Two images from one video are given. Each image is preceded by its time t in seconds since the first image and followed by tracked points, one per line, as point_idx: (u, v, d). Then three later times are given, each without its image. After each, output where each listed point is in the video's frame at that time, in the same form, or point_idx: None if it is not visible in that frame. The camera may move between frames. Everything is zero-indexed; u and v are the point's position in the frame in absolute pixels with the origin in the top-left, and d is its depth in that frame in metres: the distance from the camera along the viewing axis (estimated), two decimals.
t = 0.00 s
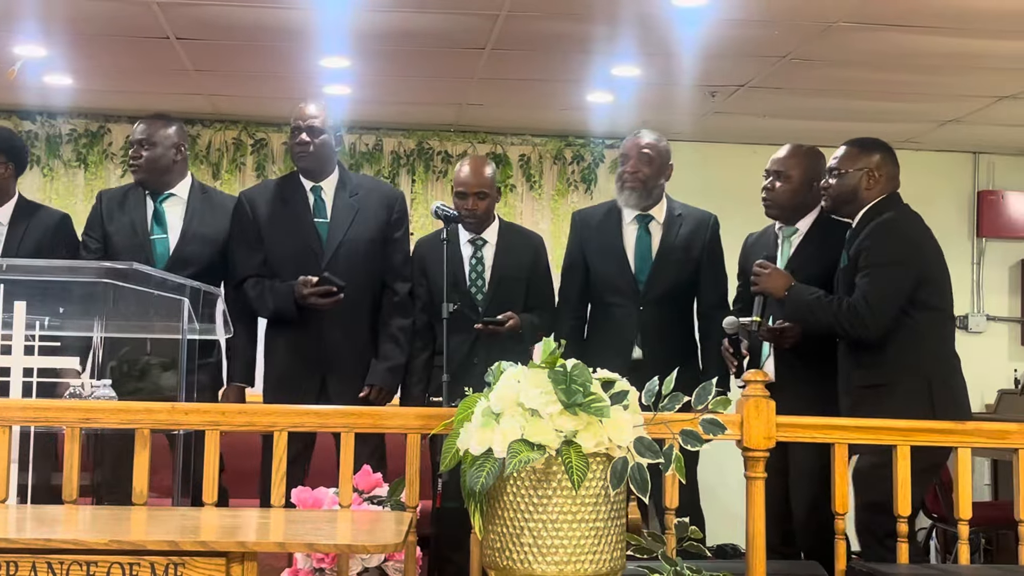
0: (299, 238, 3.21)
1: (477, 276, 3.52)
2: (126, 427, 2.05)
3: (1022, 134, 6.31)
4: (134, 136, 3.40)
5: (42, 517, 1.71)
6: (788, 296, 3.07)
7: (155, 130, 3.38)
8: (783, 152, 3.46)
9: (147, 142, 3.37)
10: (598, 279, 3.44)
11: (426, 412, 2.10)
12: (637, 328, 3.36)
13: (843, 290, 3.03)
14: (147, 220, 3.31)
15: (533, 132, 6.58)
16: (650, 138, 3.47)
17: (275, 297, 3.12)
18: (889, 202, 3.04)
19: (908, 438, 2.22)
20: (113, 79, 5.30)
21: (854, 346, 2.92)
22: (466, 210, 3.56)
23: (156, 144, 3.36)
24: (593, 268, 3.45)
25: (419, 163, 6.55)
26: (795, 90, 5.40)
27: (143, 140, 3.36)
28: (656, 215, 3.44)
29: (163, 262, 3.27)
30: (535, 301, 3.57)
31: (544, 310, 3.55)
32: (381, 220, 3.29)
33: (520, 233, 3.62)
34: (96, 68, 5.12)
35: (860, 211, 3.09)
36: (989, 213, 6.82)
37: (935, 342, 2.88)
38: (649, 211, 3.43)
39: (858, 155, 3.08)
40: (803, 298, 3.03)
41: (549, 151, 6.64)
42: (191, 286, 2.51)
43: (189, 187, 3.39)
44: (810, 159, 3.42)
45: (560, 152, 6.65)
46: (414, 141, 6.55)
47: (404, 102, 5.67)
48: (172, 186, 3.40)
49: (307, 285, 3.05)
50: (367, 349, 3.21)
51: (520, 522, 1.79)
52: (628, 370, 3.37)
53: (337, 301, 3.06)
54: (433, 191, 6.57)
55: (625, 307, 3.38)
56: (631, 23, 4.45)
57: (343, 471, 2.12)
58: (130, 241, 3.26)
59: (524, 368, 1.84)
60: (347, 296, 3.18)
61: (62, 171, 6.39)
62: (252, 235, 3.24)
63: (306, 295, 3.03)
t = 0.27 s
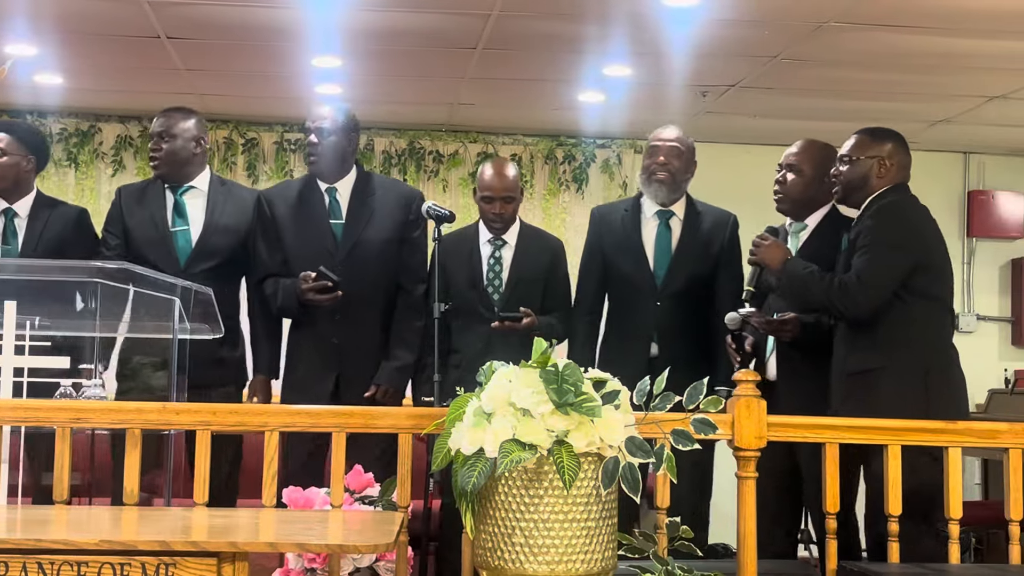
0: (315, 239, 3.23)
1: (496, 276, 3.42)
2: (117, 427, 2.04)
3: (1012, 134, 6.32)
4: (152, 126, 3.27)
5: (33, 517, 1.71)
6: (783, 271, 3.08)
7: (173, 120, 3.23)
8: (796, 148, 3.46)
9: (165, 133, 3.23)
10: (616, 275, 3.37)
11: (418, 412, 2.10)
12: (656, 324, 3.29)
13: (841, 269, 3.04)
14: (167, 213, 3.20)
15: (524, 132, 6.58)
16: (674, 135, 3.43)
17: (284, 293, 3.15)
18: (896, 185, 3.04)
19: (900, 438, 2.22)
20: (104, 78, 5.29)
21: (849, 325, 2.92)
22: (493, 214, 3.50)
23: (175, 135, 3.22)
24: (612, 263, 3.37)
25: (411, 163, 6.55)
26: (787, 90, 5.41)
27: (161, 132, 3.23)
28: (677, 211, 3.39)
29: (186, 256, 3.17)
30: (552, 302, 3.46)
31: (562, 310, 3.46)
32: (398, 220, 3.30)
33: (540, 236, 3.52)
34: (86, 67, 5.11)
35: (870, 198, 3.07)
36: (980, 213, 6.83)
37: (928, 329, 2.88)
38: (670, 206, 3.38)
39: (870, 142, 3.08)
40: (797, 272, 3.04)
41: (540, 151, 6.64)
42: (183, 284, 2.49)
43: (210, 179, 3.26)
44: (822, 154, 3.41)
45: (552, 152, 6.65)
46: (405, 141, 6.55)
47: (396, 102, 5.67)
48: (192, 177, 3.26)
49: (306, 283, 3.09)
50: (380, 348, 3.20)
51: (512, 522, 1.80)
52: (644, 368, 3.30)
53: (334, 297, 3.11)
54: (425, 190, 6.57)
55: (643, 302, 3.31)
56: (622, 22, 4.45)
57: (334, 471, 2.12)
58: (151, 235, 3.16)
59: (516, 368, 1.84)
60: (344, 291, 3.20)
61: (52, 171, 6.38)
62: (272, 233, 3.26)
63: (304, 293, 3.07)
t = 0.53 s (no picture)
0: (323, 245, 3.16)
1: (502, 276, 3.38)
2: (110, 426, 2.04)
3: (1006, 134, 6.33)
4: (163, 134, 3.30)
5: (27, 517, 1.71)
6: (783, 290, 3.07)
7: (186, 127, 3.28)
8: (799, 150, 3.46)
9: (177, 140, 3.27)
10: (627, 280, 3.37)
11: (412, 411, 2.10)
12: (666, 333, 3.30)
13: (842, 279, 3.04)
14: (178, 221, 3.25)
15: (519, 131, 6.58)
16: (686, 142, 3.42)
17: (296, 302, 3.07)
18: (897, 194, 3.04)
19: (895, 438, 2.22)
20: (99, 77, 5.28)
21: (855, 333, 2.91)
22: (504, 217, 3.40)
23: (188, 142, 3.26)
24: (623, 268, 3.38)
25: (405, 163, 6.55)
26: (781, 90, 5.42)
27: (174, 138, 3.26)
28: (689, 219, 3.40)
29: (196, 263, 3.21)
30: (559, 304, 3.43)
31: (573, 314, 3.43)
32: (406, 225, 3.22)
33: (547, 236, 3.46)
34: (80, 67, 5.11)
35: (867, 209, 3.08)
36: (974, 213, 6.84)
37: (934, 331, 2.88)
38: (682, 215, 3.39)
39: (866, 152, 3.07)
40: (797, 290, 3.03)
41: (535, 151, 6.65)
42: (179, 283, 2.43)
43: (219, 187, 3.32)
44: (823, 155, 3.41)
45: (547, 151, 6.65)
46: (400, 141, 6.55)
47: (390, 101, 5.67)
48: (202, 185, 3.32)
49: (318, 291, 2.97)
50: (390, 355, 3.14)
51: (506, 521, 1.80)
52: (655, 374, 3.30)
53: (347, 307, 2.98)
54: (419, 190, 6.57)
55: (653, 309, 3.32)
56: (616, 22, 4.45)
57: (329, 471, 2.12)
58: (162, 241, 3.20)
59: (510, 368, 1.84)
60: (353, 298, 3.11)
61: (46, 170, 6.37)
62: (281, 240, 3.20)
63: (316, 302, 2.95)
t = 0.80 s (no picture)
0: (319, 235, 3.15)
1: (497, 272, 3.38)
2: (104, 426, 2.03)
3: (1000, 133, 6.34)
4: (162, 123, 3.28)
5: (20, 515, 1.70)
6: (775, 269, 3.07)
7: (184, 116, 3.26)
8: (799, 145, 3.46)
9: (176, 130, 3.26)
10: (627, 271, 3.37)
11: (406, 409, 2.10)
12: (667, 323, 3.30)
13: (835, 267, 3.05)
14: (175, 208, 3.23)
15: (513, 130, 6.58)
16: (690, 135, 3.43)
17: (297, 292, 3.07)
18: (897, 182, 3.05)
19: (887, 436, 2.22)
20: (92, 75, 5.28)
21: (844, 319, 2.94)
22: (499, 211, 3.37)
23: (186, 131, 3.25)
24: (623, 259, 3.38)
25: (399, 161, 6.54)
26: (775, 89, 5.42)
27: (173, 127, 3.25)
28: (691, 210, 3.40)
29: (194, 251, 3.20)
30: (552, 304, 3.43)
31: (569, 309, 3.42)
32: (404, 216, 3.21)
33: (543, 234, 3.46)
34: (74, 65, 5.10)
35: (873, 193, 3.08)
36: (967, 211, 6.85)
37: (924, 325, 2.88)
38: (684, 206, 3.38)
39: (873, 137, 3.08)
40: (790, 269, 3.04)
41: (529, 149, 6.65)
42: (172, 281, 2.48)
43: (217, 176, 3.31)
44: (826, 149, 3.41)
45: (541, 150, 6.65)
46: (394, 139, 6.55)
47: (384, 100, 5.66)
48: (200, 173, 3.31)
49: (322, 283, 2.99)
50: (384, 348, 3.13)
51: (499, 520, 1.80)
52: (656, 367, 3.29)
53: (355, 301, 3.00)
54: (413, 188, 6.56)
55: (654, 301, 3.32)
56: (610, 21, 4.45)
57: (322, 469, 2.11)
58: (160, 228, 3.19)
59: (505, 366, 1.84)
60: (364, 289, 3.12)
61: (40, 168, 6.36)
62: (277, 228, 3.20)
63: (323, 294, 2.97)
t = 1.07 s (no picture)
0: (315, 241, 3.17)
1: (491, 278, 3.38)
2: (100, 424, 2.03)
3: (996, 132, 6.34)
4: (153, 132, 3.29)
5: (16, 514, 1.70)
6: (772, 273, 3.05)
7: (175, 124, 3.27)
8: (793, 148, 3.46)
9: (168, 137, 3.26)
10: (620, 275, 3.37)
11: (403, 408, 2.10)
12: (660, 328, 3.30)
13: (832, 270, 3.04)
14: (167, 217, 3.22)
15: (509, 129, 6.58)
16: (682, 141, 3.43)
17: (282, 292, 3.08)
18: (893, 185, 3.05)
19: (882, 435, 2.23)
20: (89, 74, 5.27)
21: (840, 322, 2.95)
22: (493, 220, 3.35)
23: (179, 139, 3.26)
24: (616, 262, 3.38)
25: (396, 160, 6.54)
26: (771, 88, 5.42)
27: (164, 135, 3.26)
28: (684, 216, 3.40)
29: (186, 261, 3.18)
30: (547, 308, 3.44)
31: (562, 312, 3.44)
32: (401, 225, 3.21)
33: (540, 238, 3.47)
34: (70, 64, 5.10)
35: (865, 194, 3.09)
36: (964, 210, 6.86)
37: (921, 328, 2.89)
38: (678, 212, 3.38)
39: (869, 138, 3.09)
40: (786, 273, 3.02)
41: (525, 148, 6.65)
42: (168, 279, 2.48)
43: (209, 185, 3.30)
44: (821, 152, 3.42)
45: (537, 149, 6.65)
46: (391, 138, 6.54)
47: (381, 98, 5.67)
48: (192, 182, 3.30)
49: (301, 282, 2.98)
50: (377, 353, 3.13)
51: (496, 518, 1.80)
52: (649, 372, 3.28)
53: (332, 300, 2.98)
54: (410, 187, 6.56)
55: (647, 306, 3.32)
56: (606, 20, 4.45)
57: (319, 468, 2.11)
58: (151, 237, 3.17)
59: (501, 364, 1.84)
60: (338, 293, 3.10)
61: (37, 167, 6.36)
62: (273, 234, 3.21)
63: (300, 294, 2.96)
